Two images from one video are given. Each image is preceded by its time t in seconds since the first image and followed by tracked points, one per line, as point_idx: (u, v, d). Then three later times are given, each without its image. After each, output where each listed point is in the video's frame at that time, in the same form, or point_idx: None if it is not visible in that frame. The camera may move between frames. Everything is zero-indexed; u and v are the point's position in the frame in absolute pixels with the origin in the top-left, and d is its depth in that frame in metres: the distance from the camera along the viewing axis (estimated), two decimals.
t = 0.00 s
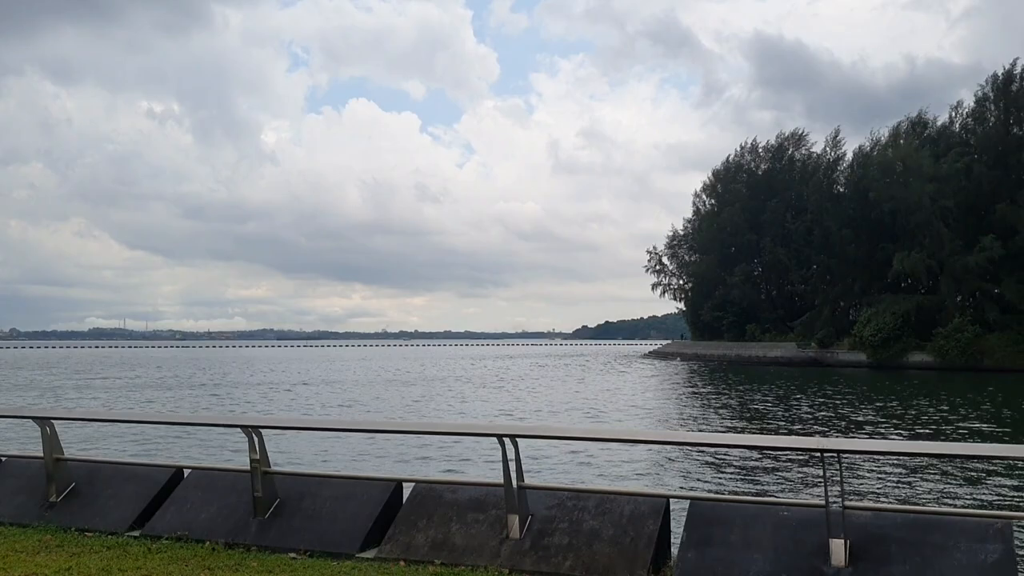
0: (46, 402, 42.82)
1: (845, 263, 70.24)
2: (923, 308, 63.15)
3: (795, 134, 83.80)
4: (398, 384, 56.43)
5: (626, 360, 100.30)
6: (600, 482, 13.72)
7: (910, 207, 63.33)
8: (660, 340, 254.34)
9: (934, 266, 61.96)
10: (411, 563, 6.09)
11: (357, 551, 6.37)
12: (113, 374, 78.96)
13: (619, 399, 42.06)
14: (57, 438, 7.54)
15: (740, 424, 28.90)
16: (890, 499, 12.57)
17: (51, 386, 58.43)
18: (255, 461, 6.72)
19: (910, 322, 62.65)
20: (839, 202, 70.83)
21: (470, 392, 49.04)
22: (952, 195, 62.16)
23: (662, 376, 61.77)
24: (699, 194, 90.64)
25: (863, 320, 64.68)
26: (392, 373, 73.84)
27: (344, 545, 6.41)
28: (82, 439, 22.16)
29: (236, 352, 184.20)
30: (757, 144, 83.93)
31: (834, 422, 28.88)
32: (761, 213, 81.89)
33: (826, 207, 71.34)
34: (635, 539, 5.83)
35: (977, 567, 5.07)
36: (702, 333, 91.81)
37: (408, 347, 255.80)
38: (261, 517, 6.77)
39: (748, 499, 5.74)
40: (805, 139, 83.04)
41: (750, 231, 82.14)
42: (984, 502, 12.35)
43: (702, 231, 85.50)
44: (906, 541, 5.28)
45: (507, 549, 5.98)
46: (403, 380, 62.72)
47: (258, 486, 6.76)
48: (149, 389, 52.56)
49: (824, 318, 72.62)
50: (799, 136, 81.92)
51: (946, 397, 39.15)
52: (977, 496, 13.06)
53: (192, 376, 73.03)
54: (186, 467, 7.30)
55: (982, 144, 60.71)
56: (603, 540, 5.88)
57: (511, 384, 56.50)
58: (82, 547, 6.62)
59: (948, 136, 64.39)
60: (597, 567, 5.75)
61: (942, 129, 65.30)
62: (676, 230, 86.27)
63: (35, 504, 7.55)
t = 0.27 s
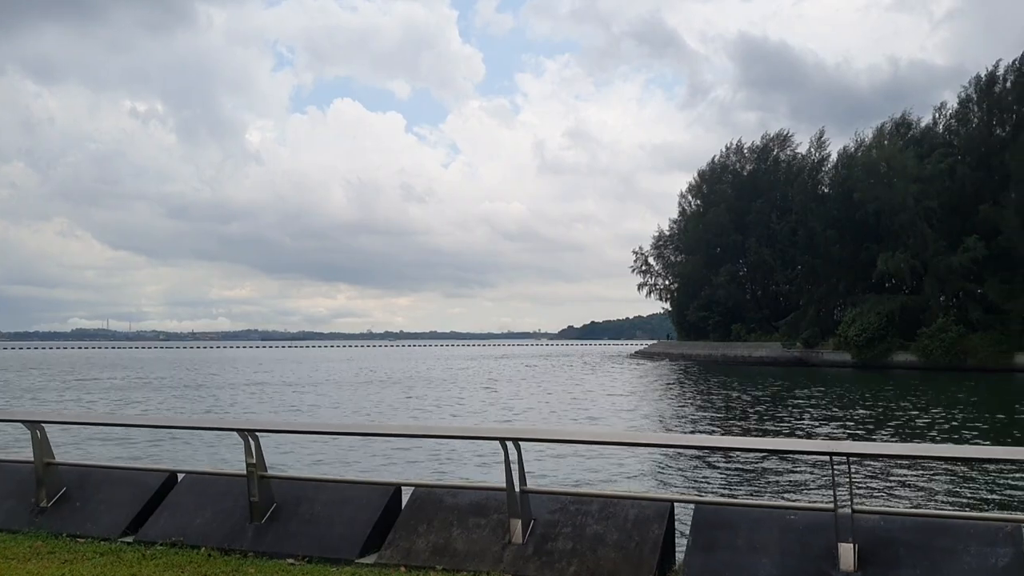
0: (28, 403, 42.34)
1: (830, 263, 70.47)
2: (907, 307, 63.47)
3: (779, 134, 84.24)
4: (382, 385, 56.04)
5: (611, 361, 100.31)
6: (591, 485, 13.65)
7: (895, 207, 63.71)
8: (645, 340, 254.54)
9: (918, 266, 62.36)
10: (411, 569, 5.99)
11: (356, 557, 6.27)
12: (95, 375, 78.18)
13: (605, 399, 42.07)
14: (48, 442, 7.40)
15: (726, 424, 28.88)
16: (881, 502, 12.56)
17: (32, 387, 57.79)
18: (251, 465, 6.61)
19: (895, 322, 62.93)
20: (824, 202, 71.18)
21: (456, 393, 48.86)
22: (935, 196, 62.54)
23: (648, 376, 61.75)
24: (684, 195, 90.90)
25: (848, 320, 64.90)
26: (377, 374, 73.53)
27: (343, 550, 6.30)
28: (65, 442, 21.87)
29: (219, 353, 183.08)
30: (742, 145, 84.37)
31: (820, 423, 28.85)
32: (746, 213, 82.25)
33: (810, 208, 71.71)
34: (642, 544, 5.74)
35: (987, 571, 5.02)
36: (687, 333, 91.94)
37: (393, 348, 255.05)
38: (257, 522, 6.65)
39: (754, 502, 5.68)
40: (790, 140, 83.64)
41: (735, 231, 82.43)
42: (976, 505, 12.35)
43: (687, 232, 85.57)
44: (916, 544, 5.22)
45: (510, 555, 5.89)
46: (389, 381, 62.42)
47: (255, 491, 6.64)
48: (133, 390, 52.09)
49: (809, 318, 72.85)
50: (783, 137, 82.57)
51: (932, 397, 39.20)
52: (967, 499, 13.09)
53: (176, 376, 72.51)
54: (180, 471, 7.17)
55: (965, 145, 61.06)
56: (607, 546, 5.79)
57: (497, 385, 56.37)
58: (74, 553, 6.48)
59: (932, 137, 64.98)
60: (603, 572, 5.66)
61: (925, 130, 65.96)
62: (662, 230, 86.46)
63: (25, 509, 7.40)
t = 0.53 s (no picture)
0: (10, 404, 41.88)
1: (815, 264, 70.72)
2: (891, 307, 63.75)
3: (765, 136, 84.68)
4: (369, 386, 55.88)
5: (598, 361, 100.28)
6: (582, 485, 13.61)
7: (880, 208, 63.99)
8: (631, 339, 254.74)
9: (903, 266, 62.67)
10: (415, 572, 5.94)
11: (359, 558, 6.20)
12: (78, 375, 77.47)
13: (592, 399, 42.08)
14: (43, 444, 7.30)
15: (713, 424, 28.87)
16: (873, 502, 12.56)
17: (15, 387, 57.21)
18: (251, 466, 6.52)
19: (880, 322, 63.24)
20: (809, 203, 71.43)
21: (442, 393, 48.73)
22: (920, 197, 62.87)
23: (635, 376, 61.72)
24: (671, 195, 91.06)
25: (833, 320, 65.12)
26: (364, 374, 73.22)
27: (345, 552, 6.23)
28: (50, 443, 21.62)
29: (200, 351, 182.73)
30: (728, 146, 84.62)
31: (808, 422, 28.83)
32: (732, 214, 82.49)
33: (796, 208, 71.95)
34: (648, 545, 5.71)
35: (996, 570, 5.01)
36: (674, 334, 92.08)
37: (379, 347, 254.32)
38: (257, 524, 6.56)
39: (761, 503, 5.65)
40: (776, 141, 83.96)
41: (720, 231, 82.66)
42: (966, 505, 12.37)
43: (674, 232, 85.74)
44: (926, 545, 5.20)
45: (515, 556, 5.85)
46: (375, 381, 62.25)
47: (255, 492, 6.56)
48: (117, 391, 51.65)
49: (795, 318, 73.13)
50: (769, 138, 82.85)
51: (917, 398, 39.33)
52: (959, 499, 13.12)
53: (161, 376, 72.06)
54: (177, 472, 7.08)
55: (950, 146, 61.53)
56: (614, 547, 5.76)
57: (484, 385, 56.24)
58: (72, 556, 6.38)
59: (917, 138, 65.36)
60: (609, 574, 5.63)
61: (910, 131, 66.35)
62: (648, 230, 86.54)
63: (20, 511, 7.30)
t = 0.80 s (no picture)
0: None
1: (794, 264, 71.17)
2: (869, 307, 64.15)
3: (745, 138, 85.08)
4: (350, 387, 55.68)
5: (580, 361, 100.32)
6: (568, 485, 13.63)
7: (860, 209, 64.46)
8: (613, 339, 255.23)
9: (881, 267, 63.15)
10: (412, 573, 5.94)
11: (356, 560, 6.19)
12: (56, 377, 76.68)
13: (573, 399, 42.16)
14: (35, 446, 7.25)
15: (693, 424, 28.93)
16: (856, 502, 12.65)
17: None
18: (247, 467, 6.50)
19: (859, 323, 63.49)
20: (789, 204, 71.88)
21: (423, 394, 48.62)
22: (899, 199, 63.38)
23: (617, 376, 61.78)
24: (652, 196, 91.34)
25: (813, 320, 65.25)
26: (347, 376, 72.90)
27: (342, 554, 6.22)
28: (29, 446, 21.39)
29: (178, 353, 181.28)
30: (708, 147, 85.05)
31: (787, 421, 28.98)
32: (712, 214, 82.87)
33: (775, 209, 72.40)
34: (646, 545, 5.73)
35: (990, 568, 5.07)
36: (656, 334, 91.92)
37: (361, 348, 253.43)
38: (253, 526, 6.54)
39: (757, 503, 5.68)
40: (756, 142, 84.46)
41: (701, 232, 83.05)
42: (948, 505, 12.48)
43: (655, 232, 86.02)
44: (921, 544, 5.24)
45: (513, 556, 5.85)
46: (357, 382, 62.03)
47: (251, 494, 6.53)
48: (96, 393, 51.17)
49: (775, 318, 73.43)
50: (749, 139, 83.33)
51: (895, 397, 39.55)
52: (939, 498, 13.28)
53: (140, 378, 71.45)
54: (171, 474, 7.03)
55: (928, 148, 62.28)
56: (611, 546, 5.78)
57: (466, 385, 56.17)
58: (66, 559, 6.34)
59: (895, 140, 65.98)
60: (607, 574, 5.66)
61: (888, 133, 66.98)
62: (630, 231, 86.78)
63: (12, 513, 7.25)
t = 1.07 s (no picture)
0: None
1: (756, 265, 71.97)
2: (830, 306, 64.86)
3: (708, 138, 85.92)
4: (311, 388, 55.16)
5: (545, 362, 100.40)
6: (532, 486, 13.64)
7: (821, 209, 65.38)
8: (578, 339, 255.76)
9: (841, 267, 64.00)
10: None
11: (335, 562, 6.13)
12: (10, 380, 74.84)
13: (535, 399, 42.31)
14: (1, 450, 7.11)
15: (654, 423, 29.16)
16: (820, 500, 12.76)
17: None
18: (223, 471, 6.40)
19: (819, 322, 64.10)
20: (751, 204, 72.70)
21: (387, 394, 48.36)
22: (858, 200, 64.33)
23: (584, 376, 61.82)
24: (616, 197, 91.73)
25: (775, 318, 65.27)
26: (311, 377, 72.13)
27: (321, 557, 6.16)
28: None
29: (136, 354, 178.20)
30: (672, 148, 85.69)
31: (745, 420, 29.12)
32: (676, 215, 83.49)
33: (738, 209, 73.13)
34: (626, 545, 5.74)
35: (965, 565, 5.13)
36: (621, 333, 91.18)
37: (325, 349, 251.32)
38: (229, 529, 6.46)
39: (737, 501, 5.71)
40: (718, 143, 85.33)
41: (664, 232, 83.68)
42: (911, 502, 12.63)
43: (620, 233, 86.34)
44: (898, 542, 5.29)
45: (493, 558, 5.84)
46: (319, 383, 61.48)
47: (226, 498, 6.45)
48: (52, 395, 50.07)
49: (737, 318, 73.62)
50: (712, 140, 84.19)
51: (852, 395, 39.93)
52: (898, 496, 13.52)
53: (98, 379, 70.15)
54: (144, 477, 6.92)
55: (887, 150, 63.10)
56: (592, 547, 5.78)
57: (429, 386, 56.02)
58: (37, 565, 6.23)
59: (855, 141, 67.13)
60: (589, 574, 5.67)
61: (848, 135, 68.12)
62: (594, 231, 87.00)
63: None
